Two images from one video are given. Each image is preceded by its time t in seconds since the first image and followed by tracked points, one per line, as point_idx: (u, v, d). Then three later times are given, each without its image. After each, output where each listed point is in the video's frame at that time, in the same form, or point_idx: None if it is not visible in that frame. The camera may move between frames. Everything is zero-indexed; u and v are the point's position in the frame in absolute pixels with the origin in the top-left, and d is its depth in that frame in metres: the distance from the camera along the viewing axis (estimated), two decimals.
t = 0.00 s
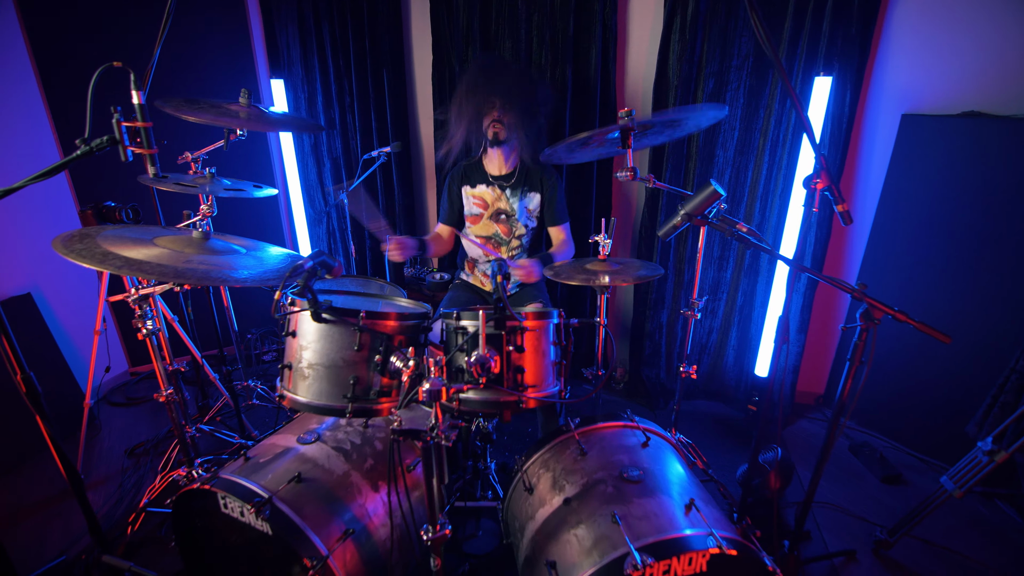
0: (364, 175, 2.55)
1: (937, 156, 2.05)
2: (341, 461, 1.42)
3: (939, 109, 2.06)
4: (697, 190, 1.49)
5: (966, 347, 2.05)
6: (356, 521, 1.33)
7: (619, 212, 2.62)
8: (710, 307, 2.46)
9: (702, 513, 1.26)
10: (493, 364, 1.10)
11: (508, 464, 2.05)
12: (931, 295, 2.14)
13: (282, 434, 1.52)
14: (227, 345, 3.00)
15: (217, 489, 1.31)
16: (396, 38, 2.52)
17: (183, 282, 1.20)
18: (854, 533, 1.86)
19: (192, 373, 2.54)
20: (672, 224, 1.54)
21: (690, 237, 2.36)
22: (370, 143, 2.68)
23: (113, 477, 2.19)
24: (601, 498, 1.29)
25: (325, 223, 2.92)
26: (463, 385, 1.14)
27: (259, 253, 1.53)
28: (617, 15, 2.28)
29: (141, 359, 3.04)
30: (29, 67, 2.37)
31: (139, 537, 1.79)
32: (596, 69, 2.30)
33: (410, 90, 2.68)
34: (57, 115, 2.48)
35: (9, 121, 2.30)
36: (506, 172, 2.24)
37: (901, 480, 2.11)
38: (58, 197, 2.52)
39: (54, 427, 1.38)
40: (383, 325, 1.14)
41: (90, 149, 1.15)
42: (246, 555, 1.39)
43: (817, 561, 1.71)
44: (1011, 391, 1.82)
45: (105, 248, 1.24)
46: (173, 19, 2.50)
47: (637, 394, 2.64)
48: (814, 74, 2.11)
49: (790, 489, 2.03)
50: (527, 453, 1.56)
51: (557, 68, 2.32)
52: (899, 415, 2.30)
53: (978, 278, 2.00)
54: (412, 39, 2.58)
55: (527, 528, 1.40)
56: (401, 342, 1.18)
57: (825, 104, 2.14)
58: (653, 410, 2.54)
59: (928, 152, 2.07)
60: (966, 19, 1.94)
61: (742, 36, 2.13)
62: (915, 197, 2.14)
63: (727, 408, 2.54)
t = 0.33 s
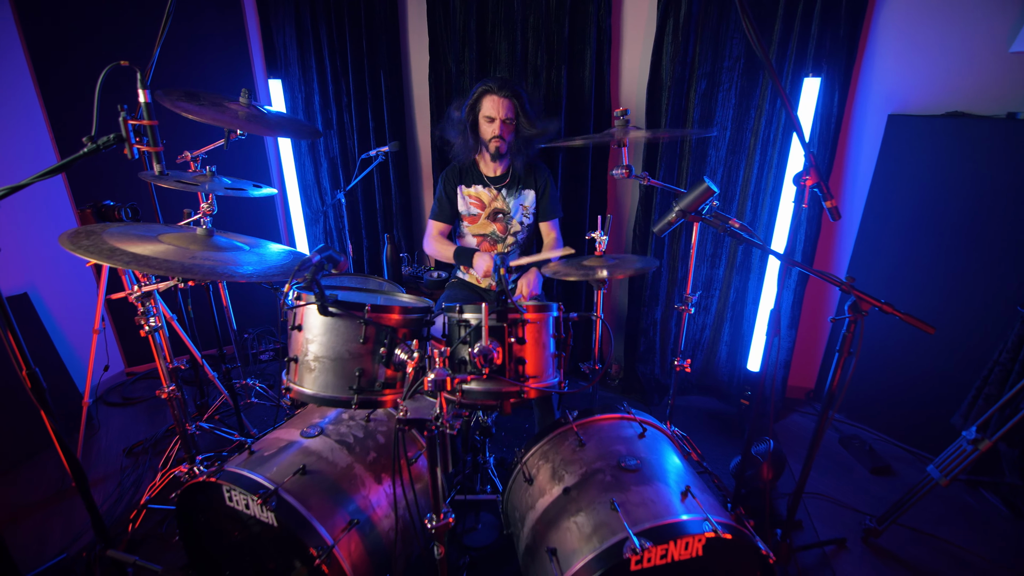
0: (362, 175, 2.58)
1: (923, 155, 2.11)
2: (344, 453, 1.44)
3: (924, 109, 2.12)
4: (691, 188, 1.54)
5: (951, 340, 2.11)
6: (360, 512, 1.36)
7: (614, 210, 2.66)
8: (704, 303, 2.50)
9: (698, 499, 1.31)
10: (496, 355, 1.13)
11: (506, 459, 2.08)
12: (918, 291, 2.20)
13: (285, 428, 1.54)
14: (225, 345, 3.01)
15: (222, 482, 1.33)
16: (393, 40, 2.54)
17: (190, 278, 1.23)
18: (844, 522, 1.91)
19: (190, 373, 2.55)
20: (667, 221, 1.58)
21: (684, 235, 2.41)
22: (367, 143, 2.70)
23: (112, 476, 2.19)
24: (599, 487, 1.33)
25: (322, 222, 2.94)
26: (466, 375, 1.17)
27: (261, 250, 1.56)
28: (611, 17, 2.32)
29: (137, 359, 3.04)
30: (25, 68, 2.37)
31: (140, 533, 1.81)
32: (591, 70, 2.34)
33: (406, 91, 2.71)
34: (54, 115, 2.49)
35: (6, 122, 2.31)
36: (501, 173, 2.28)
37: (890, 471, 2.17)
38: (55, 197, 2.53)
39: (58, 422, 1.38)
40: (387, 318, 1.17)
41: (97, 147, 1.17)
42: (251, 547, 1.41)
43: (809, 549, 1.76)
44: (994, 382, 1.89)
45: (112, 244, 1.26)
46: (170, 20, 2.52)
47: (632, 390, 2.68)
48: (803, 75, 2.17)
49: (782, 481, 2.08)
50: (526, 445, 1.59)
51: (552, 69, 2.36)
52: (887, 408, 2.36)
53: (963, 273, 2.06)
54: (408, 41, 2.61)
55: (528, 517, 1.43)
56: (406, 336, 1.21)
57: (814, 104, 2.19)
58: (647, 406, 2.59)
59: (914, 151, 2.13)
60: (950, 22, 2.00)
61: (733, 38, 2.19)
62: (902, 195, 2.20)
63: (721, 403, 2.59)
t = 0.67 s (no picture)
0: (360, 176, 2.59)
1: (914, 153, 2.14)
2: (347, 451, 1.46)
3: (914, 108, 2.15)
4: (686, 186, 1.56)
5: (943, 335, 2.15)
6: (363, 508, 1.37)
7: (610, 208, 2.69)
8: (700, 301, 2.53)
9: (696, 492, 1.33)
10: (497, 351, 1.15)
11: (506, 457, 2.09)
12: (911, 287, 2.23)
13: (287, 427, 1.55)
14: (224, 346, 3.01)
15: (226, 480, 1.34)
16: (390, 42, 2.56)
17: (193, 277, 1.24)
18: (840, 515, 1.94)
19: (190, 375, 2.56)
20: (663, 219, 1.60)
21: (679, 233, 2.44)
22: (364, 144, 2.72)
23: (113, 478, 2.20)
24: (599, 481, 1.35)
25: (320, 224, 2.95)
26: (467, 371, 1.20)
27: (262, 250, 1.57)
28: (605, 19, 2.35)
29: (135, 362, 3.04)
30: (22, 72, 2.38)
31: (142, 534, 1.81)
32: (586, 71, 2.36)
33: (403, 92, 2.73)
34: (52, 119, 2.50)
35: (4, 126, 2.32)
36: (498, 175, 2.30)
37: (885, 465, 2.20)
38: (53, 201, 2.53)
39: (61, 422, 1.39)
40: (388, 316, 1.19)
41: (99, 149, 1.19)
42: (254, 545, 1.43)
43: (805, 542, 1.78)
44: (986, 376, 1.92)
45: (115, 245, 1.27)
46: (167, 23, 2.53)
47: (630, 388, 2.70)
48: (795, 75, 2.20)
49: (778, 476, 2.11)
50: (526, 441, 1.61)
51: (548, 70, 2.39)
52: (881, 403, 2.39)
53: (954, 269, 2.10)
54: (405, 43, 2.63)
55: (528, 512, 1.45)
56: (407, 333, 1.22)
57: (806, 104, 2.22)
58: (645, 403, 2.61)
59: (905, 149, 2.17)
60: (939, 22, 2.04)
61: (726, 39, 2.22)
62: (894, 193, 2.23)
63: (718, 400, 2.61)
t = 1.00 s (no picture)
0: (355, 175, 2.59)
1: (907, 149, 2.16)
2: (345, 449, 1.46)
3: (907, 104, 2.17)
4: (681, 182, 1.57)
5: (936, 329, 2.17)
6: (361, 505, 1.38)
7: (606, 205, 2.69)
8: (695, 297, 2.54)
9: (692, 485, 1.34)
10: (494, 347, 1.16)
11: (504, 454, 2.10)
12: (904, 281, 2.25)
13: (285, 425, 1.56)
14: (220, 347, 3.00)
15: (224, 478, 1.35)
16: (384, 41, 2.56)
17: (188, 276, 1.24)
18: (835, 508, 1.95)
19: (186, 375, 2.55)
20: (657, 215, 1.61)
21: (674, 230, 2.45)
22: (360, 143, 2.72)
23: (109, 479, 2.20)
24: (596, 476, 1.36)
25: (315, 223, 2.94)
26: (464, 367, 1.20)
27: (257, 249, 1.57)
28: (599, 16, 2.36)
29: (131, 363, 3.03)
30: (14, 73, 2.36)
31: (140, 535, 1.81)
32: (581, 68, 2.37)
33: (398, 91, 2.73)
34: (44, 120, 2.48)
35: None
36: (493, 175, 2.33)
37: (879, 458, 2.22)
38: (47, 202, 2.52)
39: (57, 423, 1.39)
40: (386, 313, 1.19)
41: (92, 148, 1.19)
42: (253, 544, 1.43)
43: (801, 535, 1.80)
44: (978, 368, 1.94)
45: (110, 245, 1.27)
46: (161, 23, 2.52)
47: (627, 384, 2.71)
48: (789, 72, 2.21)
49: (774, 470, 2.12)
50: (524, 437, 1.61)
51: (543, 68, 2.39)
52: (876, 397, 2.41)
53: (947, 263, 2.12)
54: (399, 42, 2.63)
55: (526, 507, 1.45)
56: (405, 330, 1.23)
57: (800, 100, 2.24)
58: (641, 400, 2.62)
59: (898, 144, 2.18)
60: (931, 19, 2.06)
61: (720, 36, 2.23)
62: (887, 188, 2.25)
63: (713, 395, 2.63)
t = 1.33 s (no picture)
0: (351, 176, 2.59)
1: (901, 149, 2.16)
2: (339, 451, 1.46)
3: (901, 104, 2.17)
4: (675, 183, 1.57)
5: (932, 329, 2.17)
6: (356, 508, 1.38)
7: (601, 206, 2.70)
8: (691, 297, 2.53)
9: (688, 486, 1.34)
10: (487, 348, 1.15)
11: (500, 455, 2.09)
12: (899, 281, 2.25)
13: (280, 427, 1.55)
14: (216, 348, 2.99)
15: (218, 481, 1.34)
16: (380, 42, 2.56)
17: (183, 278, 1.24)
18: (832, 509, 1.95)
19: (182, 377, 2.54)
20: (652, 216, 1.61)
21: (670, 231, 2.45)
22: (356, 144, 2.71)
23: (104, 482, 2.20)
24: (591, 477, 1.36)
25: (312, 224, 2.94)
26: (458, 369, 1.19)
27: (252, 251, 1.56)
28: (594, 17, 2.36)
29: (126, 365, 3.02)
30: (9, 74, 2.36)
31: (134, 538, 1.80)
32: (576, 70, 2.37)
33: (394, 92, 2.73)
34: (40, 121, 2.48)
35: None
36: (489, 175, 2.29)
37: (876, 458, 2.21)
38: (42, 204, 2.51)
39: (52, 425, 1.39)
40: (381, 314, 1.19)
41: (87, 150, 1.19)
42: (247, 546, 1.42)
43: (798, 535, 1.80)
44: (974, 368, 1.94)
45: (104, 247, 1.27)
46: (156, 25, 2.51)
47: (623, 385, 2.71)
48: (783, 72, 2.21)
49: (771, 470, 2.12)
50: (519, 439, 1.61)
51: (537, 70, 2.39)
52: (872, 397, 2.40)
53: (942, 263, 2.12)
54: (395, 43, 2.63)
55: (522, 509, 1.45)
56: (399, 332, 1.22)
57: (794, 101, 2.24)
58: (638, 400, 2.62)
59: (893, 144, 2.18)
60: (924, 19, 2.06)
61: (714, 37, 2.23)
62: (881, 188, 2.25)
63: (710, 395, 2.63)
